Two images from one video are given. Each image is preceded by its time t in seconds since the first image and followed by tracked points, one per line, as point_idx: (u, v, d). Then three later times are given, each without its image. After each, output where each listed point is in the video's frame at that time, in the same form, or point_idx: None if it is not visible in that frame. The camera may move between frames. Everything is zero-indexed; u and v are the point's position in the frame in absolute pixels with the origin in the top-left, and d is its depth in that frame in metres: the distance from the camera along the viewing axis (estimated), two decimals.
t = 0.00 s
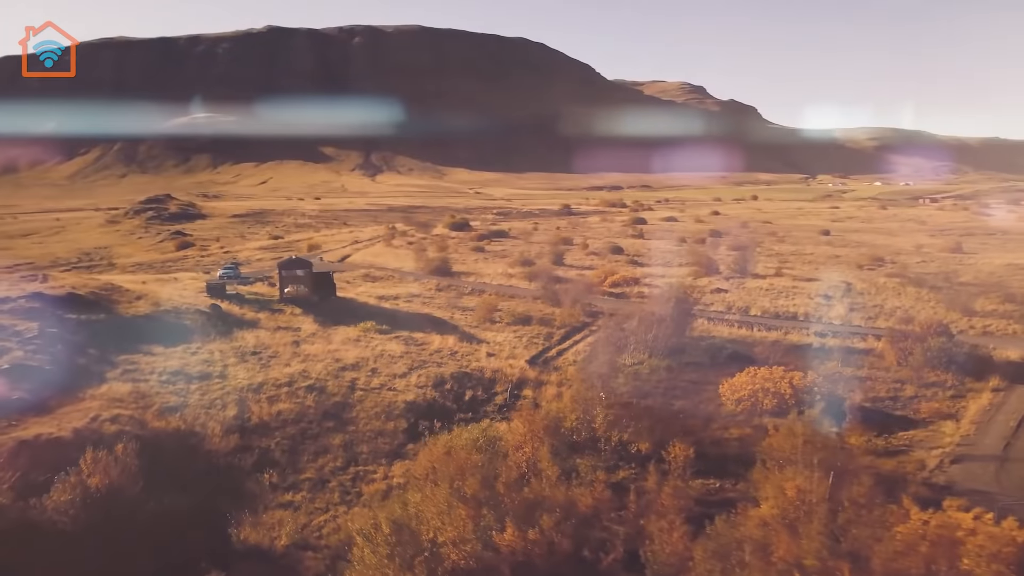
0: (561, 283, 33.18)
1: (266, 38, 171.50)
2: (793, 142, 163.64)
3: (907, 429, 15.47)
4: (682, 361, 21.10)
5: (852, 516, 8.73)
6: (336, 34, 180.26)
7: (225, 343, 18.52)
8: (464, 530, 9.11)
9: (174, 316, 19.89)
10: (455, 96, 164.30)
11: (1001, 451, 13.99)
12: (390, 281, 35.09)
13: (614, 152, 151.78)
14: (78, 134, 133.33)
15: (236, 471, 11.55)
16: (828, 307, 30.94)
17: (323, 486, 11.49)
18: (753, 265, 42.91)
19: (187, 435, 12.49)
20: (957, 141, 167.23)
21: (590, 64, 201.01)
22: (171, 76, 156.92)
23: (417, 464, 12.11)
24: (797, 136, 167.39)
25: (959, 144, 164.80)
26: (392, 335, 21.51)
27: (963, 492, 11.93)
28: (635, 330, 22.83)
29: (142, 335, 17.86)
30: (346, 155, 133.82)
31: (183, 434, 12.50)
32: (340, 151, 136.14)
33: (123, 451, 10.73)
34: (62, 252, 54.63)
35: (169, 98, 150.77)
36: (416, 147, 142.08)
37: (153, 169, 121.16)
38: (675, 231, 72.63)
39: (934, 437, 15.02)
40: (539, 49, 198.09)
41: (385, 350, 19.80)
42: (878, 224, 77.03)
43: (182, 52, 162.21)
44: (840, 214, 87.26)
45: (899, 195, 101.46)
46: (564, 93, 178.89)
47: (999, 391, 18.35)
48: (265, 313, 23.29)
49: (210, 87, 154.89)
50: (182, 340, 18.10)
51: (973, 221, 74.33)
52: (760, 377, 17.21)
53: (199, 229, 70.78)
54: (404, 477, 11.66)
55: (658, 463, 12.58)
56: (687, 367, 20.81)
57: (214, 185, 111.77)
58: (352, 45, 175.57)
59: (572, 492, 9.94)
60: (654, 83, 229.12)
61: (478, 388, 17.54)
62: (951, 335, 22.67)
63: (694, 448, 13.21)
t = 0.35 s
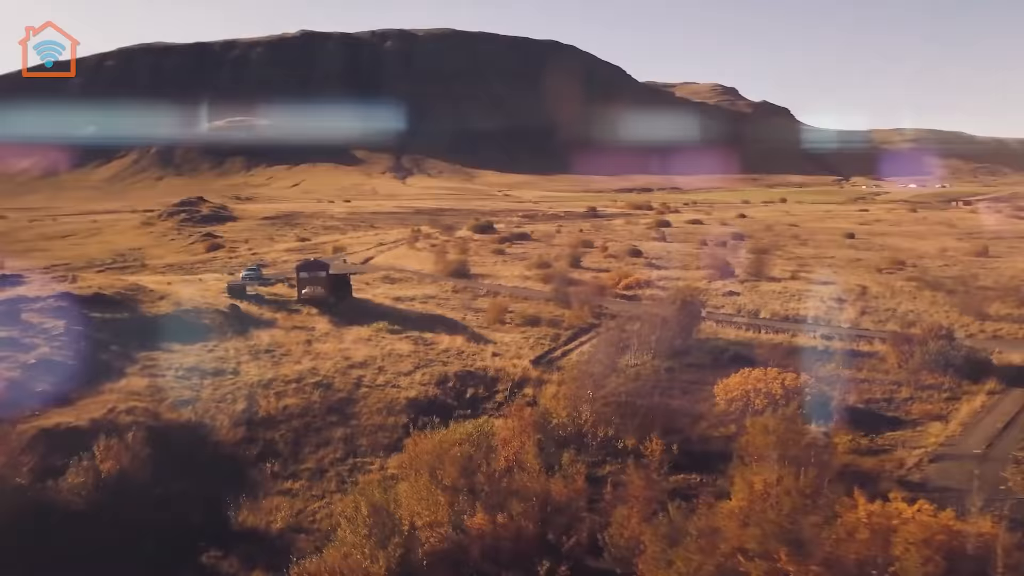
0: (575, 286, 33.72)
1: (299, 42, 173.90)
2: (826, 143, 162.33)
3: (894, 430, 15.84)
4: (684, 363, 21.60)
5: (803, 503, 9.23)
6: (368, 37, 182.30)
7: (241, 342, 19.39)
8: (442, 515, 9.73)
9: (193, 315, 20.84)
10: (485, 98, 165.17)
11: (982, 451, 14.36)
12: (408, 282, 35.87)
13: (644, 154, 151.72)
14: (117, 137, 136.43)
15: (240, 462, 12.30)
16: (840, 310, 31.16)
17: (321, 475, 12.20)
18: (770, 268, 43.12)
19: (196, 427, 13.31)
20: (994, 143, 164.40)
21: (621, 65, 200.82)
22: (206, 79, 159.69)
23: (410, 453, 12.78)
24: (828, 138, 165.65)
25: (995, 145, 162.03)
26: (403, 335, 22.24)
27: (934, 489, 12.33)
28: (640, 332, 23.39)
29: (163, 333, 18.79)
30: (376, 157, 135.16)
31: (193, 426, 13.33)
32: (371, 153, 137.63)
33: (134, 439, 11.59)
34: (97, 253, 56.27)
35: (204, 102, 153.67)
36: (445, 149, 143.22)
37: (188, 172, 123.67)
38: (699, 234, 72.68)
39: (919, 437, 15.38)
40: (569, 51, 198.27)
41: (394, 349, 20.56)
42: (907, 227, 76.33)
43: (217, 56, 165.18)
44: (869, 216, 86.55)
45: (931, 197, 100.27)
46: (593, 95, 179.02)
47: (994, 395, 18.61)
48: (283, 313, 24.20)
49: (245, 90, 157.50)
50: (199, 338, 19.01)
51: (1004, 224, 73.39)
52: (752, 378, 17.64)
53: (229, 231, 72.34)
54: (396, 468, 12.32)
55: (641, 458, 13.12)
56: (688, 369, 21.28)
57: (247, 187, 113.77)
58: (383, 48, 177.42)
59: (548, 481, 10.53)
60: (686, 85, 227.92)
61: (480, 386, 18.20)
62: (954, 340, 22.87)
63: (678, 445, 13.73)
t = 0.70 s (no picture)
0: (587, 288, 34.27)
1: (328, 48, 176.04)
2: (857, 143, 161.03)
3: (884, 430, 16.17)
4: (686, 364, 22.09)
5: (766, 497, 9.74)
6: (396, 42, 184.11)
7: (255, 341, 20.19)
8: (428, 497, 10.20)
9: (211, 314, 21.69)
10: (512, 101, 166.24)
11: (966, 451, 14.66)
12: (425, 284, 36.63)
13: (671, 155, 151.63)
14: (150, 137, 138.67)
15: (245, 453, 12.96)
16: (849, 314, 31.34)
17: (321, 467, 12.75)
18: (784, 272, 43.25)
19: (206, 420, 14.08)
20: None
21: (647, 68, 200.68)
22: (237, 84, 161.98)
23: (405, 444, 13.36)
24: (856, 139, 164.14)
25: None
26: (412, 335, 22.92)
27: (909, 484, 12.71)
28: (643, 333, 23.93)
29: (181, 332, 19.63)
30: (403, 160, 136.17)
31: (204, 419, 14.08)
32: (398, 155, 138.73)
33: (145, 429, 12.38)
34: (127, 255, 57.68)
35: (235, 105, 156.05)
36: (472, 151, 144.29)
37: (219, 174, 125.78)
38: (719, 236, 72.73)
39: (907, 436, 15.70)
40: (596, 54, 198.67)
41: (402, 348, 21.26)
42: (932, 230, 75.76)
43: (248, 61, 167.84)
44: (894, 219, 85.90)
45: (958, 200, 99.18)
46: (620, 98, 179.27)
47: (990, 397, 18.84)
48: (298, 313, 25.03)
49: (275, 94, 159.81)
50: (215, 337, 19.84)
51: None
52: (746, 379, 18.02)
53: (255, 233, 73.69)
54: (391, 458, 12.87)
55: (629, 454, 13.62)
56: (690, 370, 21.70)
57: (276, 189, 115.54)
58: (411, 52, 179.20)
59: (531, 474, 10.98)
60: (714, 87, 226.53)
61: (483, 384, 18.77)
62: (956, 343, 23.09)
63: (666, 443, 14.20)
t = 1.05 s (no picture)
0: (598, 290, 34.85)
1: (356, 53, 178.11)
2: (887, 145, 159.51)
3: (872, 429, 16.60)
4: (688, 366, 22.63)
5: (728, 488, 10.39)
6: (423, 47, 185.85)
7: (268, 340, 21.06)
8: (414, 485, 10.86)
9: (227, 314, 22.64)
10: (538, 104, 166.83)
11: (949, 451, 15.05)
12: (440, 286, 37.41)
13: (698, 157, 151.19)
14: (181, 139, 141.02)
15: (250, 446, 13.70)
16: (857, 317, 31.59)
17: (321, 459, 13.44)
18: (797, 275, 43.42)
19: (215, 414, 14.89)
20: None
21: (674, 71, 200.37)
22: (267, 88, 164.32)
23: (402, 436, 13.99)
24: (885, 140, 162.56)
25: None
26: (422, 335, 23.69)
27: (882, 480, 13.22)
28: (647, 335, 24.49)
29: (198, 331, 20.56)
30: (430, 163, 137.32)
31: (213, 414, 14.90)
32: (424, 158, 139.90)
33: (156, 422, 13.24)
34: (155, 256, 59.15)
35: (265, 107, 158.19)
36: (498, 154, 145.15)
37: (248, 177, 127.84)
38: (739, 240, 72.80)
39: (893, 436, 16.11)
40: (623, 57, 198.63)
41: (410, 348, 22.01)
42: (957, 234, 75.14)
43: (278, 65, 170.07)
44: (919, 223, 85.27)
45: (986, 204, 98.06)
46: (647, 100, 178.95)
47: (985, 399, 19.14)
48: (312, 313, 25.92)
49: (304, 97, 161.78)
50: (230, 336, 20.76)
51: None
52: (740, 380, 18.48)
53: (281, 236, 75.00)
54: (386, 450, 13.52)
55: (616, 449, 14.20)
56: (689, 372, 22.22)
57: (304, 193, 117.16)
58: (439, 56, 180.55)
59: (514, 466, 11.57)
60: (742, 89, 225.30)
61: (485, 382, 19.40)
62: (956, 346, 23.37)
63: (653, 440, 14.80)
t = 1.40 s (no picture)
0: (608, 293, 35.39)
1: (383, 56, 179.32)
2: (917, 146, 157.70)
3: (860, 430, 17.01)
4: (688, 368, 23.11)
5: (699, 481, 10.89)
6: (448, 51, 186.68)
7: (281, 339, 21.92)
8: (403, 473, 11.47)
9: (242, 314, 23.55)
10: (563, 107, 167.34)
11: (931, 451, 15.45)
12: (454, 289, 38.15)
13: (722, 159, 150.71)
14: (210, 142, 143.15)
15: (255, 439, 14.39)
16: (866, 321, 31.82)
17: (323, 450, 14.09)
18: (810, 279, 43.59)
19: (224, 410, 15.63)
20: None
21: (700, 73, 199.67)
22: (294, 91, 165.89)
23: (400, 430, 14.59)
24: (913, 140, 160.73)
25: None
26: (430, 336, 24.43)
27: (859, 476, 13.73)
28: (651, 338, 25.01)
29: (213, 332, 21.42)
30: (454, 166, 138.39)
31: (222, 409, 15.64)
32: (449, 161, 140.91)
33: (166, 415, 13.96)
34: (181, 258, 60.59)
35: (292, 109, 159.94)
36: (522, 158, 146.02)
37: (275, 180, 129.75)
38: (758, 244, 72.80)
39: (881, 437, 16.50)
40: (647, 60, 198.64)
41: (417, 348, 22.73)
42: (981, 238, 74.48)
43: (305, 70, 172.00)
44: (944, 227, 84.55)
45: (1013, 207, 97.06)
46: (672, 102, 178.63)
47: (978, 403, 19.44)
48: (325, 313, 26.76)
49: (331, 99, 163.45)
50: (244, 335, 21.65)
51: None
52: (734, 382, 18.94)
53: (303, 238, 76.26)
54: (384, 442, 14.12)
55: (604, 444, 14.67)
56: (690, 373, 22.67)
57: (329, 195, 118.62)
58: (464, 60, 181.53)
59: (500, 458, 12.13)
60: (769, 91, 223.86)
61: (487, 381, 20.05)
62: (957, 351, 23.65)
63: (645, 437, 15.29)
